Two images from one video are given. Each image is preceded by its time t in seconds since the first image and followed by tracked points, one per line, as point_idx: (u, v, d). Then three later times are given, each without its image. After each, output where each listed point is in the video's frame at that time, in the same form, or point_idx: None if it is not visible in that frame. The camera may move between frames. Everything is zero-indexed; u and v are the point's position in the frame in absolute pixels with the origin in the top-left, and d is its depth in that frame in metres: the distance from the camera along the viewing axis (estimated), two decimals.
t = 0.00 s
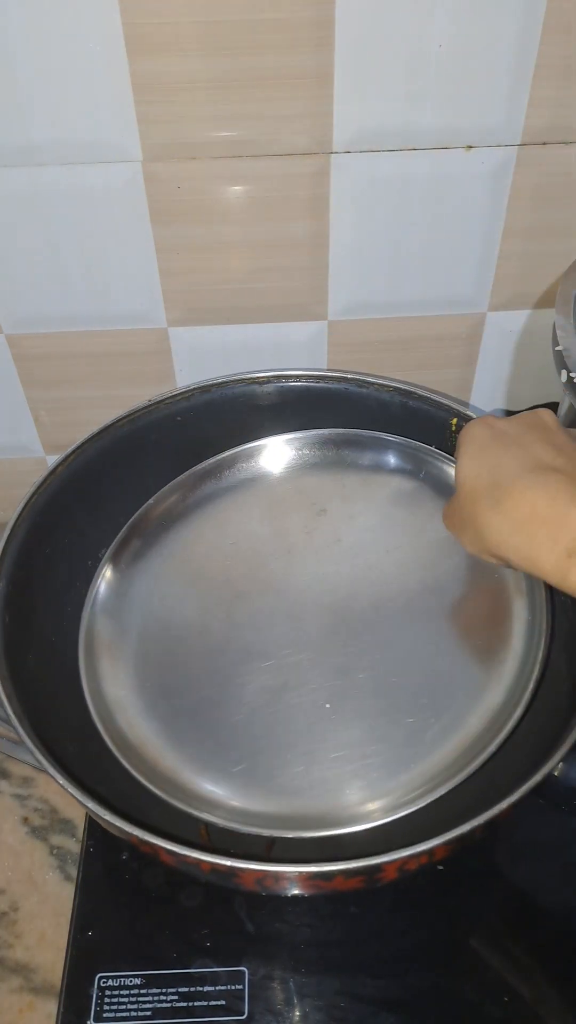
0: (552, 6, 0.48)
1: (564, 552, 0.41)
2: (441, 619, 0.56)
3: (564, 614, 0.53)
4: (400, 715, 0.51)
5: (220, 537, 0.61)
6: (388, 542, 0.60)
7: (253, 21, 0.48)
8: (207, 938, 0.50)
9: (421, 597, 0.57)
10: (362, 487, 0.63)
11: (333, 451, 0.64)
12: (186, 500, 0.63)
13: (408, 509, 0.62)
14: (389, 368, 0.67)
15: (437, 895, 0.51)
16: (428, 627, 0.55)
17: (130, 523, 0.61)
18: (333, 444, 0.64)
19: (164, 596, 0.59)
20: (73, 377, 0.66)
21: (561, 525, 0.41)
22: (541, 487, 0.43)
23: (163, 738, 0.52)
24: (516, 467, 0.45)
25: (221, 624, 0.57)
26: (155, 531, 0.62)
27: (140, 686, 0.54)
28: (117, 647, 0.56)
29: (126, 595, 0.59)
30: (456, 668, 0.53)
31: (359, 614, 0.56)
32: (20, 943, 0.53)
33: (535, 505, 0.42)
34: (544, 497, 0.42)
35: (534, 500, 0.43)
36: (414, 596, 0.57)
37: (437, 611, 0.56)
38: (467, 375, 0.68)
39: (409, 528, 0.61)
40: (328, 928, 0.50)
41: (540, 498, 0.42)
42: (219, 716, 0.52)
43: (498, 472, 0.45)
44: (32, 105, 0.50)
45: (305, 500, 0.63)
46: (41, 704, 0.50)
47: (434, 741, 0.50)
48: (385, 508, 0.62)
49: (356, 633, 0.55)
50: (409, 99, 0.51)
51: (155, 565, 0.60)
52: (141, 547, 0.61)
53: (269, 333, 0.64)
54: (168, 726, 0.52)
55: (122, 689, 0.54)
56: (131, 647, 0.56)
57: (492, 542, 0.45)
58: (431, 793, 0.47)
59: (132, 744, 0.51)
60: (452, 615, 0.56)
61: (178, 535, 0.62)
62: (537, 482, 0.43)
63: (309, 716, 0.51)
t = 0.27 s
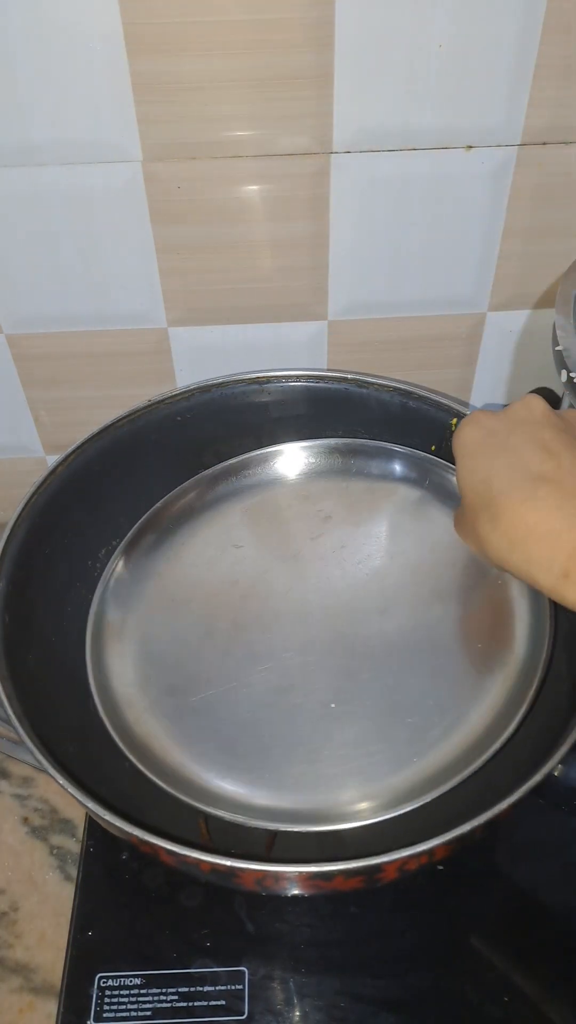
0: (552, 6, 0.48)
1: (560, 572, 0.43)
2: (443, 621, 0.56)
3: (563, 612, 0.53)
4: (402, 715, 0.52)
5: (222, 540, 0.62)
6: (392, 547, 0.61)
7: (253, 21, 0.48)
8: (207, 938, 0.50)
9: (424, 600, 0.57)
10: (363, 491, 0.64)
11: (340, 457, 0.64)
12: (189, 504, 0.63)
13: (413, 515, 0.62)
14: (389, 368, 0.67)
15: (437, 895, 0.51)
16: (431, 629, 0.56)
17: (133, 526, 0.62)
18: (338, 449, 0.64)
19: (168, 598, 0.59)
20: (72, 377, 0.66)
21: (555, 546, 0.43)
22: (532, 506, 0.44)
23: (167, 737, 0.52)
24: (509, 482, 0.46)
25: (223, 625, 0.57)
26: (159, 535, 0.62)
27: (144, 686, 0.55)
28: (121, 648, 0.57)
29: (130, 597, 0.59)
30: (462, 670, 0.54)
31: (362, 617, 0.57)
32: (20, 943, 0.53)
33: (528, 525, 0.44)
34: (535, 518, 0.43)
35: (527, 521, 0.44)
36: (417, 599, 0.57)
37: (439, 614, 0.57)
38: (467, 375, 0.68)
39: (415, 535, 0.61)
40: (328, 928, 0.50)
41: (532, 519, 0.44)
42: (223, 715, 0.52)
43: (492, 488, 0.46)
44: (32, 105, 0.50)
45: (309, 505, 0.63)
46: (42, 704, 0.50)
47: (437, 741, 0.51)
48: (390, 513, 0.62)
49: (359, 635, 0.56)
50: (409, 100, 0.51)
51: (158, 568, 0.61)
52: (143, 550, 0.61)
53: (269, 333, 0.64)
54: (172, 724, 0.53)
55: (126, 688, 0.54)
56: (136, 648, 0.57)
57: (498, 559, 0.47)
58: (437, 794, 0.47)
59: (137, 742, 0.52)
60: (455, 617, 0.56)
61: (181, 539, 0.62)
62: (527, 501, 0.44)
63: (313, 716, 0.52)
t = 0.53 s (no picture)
0: (552, 6, 0.48)
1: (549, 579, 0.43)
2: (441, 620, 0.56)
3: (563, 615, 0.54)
4: (401, 714, 0.52)
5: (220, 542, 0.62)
6: (394, 552, 0.61)
7: (253, 21, 0.48)
8: (207, 938, 0.50)
9: (422, 600, 0.58)
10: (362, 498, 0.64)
11: (351, 466, 0.65)
12: (189, 506, 0.64)
13: (414, 522, 0.63)
14: (389, 368, 0.67)
15: (437, 895, 0.51)
16: (430, 628, 0.56)
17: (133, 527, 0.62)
18: (351, 459, 0.65)
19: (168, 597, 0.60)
20: (72, 377, 0.66)
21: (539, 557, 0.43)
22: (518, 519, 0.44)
23: (166, 736, 0.52)
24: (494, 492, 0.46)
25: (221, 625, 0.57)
26: (158, 537, 0.63)
27: (142, 683, 0.55)
28: (121, 647, 0.57)
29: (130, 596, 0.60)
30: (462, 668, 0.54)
31: (363, 617, 0.57)
32: (20, 943, 0.53)
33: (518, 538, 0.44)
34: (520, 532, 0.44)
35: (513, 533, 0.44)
36: (419, 601, 0.58)
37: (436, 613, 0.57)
38: (467, 375, 0.68)
39: (419, 540, 0.62)
40: (328, 928, 0.50)
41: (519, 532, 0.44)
42: (222, 713, 0.52)
43: (480, 495, 0.46)
44: (32, 105, 0.50)
45: (310, 510, 0.64)
46: (41, 704, 0.50)
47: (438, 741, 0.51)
48: (393, 518, 0.63)
49: (357, 637, 0.56)
50: (410, 100, 0.51)
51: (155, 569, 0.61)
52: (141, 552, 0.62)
53: (269, 334, 0.64)
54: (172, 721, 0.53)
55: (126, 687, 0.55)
56: (135, 647, 0.57)
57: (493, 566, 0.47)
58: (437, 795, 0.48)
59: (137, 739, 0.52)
60: (454, 616, 0.57)
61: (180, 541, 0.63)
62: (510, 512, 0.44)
63: (311, 716, 0.52)
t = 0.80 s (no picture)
0: (552, 6, 0.48)
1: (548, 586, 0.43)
2: (427, 623, 0.57)
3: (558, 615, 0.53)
4: (388, 717, 0.52)
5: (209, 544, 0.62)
6: (383, 556, 0.61)
7: (253, 21, 0.48)
8: (207, 938, 0.50)
9: (410, 603, 0.58)
10: (353, 504, 0.65)
11: (346, 469, 0.66)
12: (179, 507, 0.64)
13: (405, 527, 0.63)
14: (389, 368, 0.67)
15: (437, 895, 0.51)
16: (418, 631, 0.56)
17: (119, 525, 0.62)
18: (342, 465, 0.66)
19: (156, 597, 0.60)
20: (72, 377, 0.66)
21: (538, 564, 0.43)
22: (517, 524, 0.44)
23: (155, 737, 0.52)
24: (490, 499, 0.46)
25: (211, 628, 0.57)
26: (145, 535, 0.63)
27: (131, 684, 0.55)
28: (110, 648, 0.57)
29: (118, 596, 0.60)
30: (447, 670, 0.55)
31: (352, 620, 0.57)
32: (20, 943, 0.53)
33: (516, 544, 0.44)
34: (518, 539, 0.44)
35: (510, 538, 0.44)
36: (408, 603, 0.58)
37: (422, 616, 0.57)
38: (467, 375, 0.68)
39: (408, 544, 0.62)
40: (328, 928, 0.50)
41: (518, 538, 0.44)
42: (212, 712, 0.53)
43: (474, 500, 0.47)
44: (32, 105, 0.50)
45: (296, 513, 0.64)
46: (41, 705, 0.50)
47: (427, 743, 0.51)
48: (381, 521, 0.64)
49: (346, 639, 0.56)
50: (410, 100, 0.51)
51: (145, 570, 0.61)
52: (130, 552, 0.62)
53: (269, 334, 0.64)
54: (161, 722, 0.53)
55: (114, 688, 0.54)
56: (124, 648, 0.57)
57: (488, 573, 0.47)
58: (428, 795, 0.48)
59: (127, 740, 0.52)
60: (440, 618, 0.57)
61: (167, 538, 0.63)
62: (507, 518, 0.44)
63: (294, 717, 0.52)
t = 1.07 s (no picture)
0: (552, 6, 0.48)
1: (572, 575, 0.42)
2: (426, 622, 0.57)
3: (566, 611, 0.54)
4: (388, 717, 0.52)
5: (209, 542, 0.62)
6: (381, 555, 0.61)
7: (253, 21, 0.48)
8: (207, 938, 0.50)
9: (410, 602, 0.58)
10: (350, 503, 0.65)
11: (344, 471, 0.65)
12: (177, 505, 0.64)
13: (403, 526, 0.63)
14: (390, 369, 0.67)
15: (437, 895, 0.51)
16: (417, 631, 0.56)
17: (118, 524, 0.62)
18: (340, 464, 0.65)
19: (154, 597, 0.59)
20: (72, 377, 0.66)
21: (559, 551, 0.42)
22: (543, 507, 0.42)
23: (156, 737, 0.52)
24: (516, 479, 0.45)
25: (211, 626, 0.57)
26: (143, 534, 0.62)
27: (129, 684, 0.55)
28: (109, 648, 0.57)
29: (116, 595, 0.59)
30: (446, 669, 0.55)
31: (349, 620, 0.57)
32: (20, 943, 0.53)
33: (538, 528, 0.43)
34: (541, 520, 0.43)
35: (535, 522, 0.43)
36: (408, 602, 0.58)
37: (420, 615, 0.57)
38: (466, 375, 0.68)
39: (407, 543, 0.62)
40: (328, 928, 0.50)
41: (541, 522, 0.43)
42: (210, 712, 0.53)
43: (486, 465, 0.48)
44: (32, 105, 0.50)
45: (294, 512, 0.64)
46: (40, 704, 0.50)
47: (427, 742, 0.51)
48: (379, 520, 0.64)
49: (346, 639, 0.56)
50: (409, 100, 0.51)
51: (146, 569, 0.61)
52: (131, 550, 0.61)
53: (268, 334, 0.64)
54: (160, 721, 0.53)
55: (112, 688, 0.54)
56: (122, 648, 0.57)
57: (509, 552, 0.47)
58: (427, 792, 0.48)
59: (126, 740, 0.52)
60: (439, 617, 0.57)
61: (166, 537, 0.63)
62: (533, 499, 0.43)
63: (295, 715, 0.52)
